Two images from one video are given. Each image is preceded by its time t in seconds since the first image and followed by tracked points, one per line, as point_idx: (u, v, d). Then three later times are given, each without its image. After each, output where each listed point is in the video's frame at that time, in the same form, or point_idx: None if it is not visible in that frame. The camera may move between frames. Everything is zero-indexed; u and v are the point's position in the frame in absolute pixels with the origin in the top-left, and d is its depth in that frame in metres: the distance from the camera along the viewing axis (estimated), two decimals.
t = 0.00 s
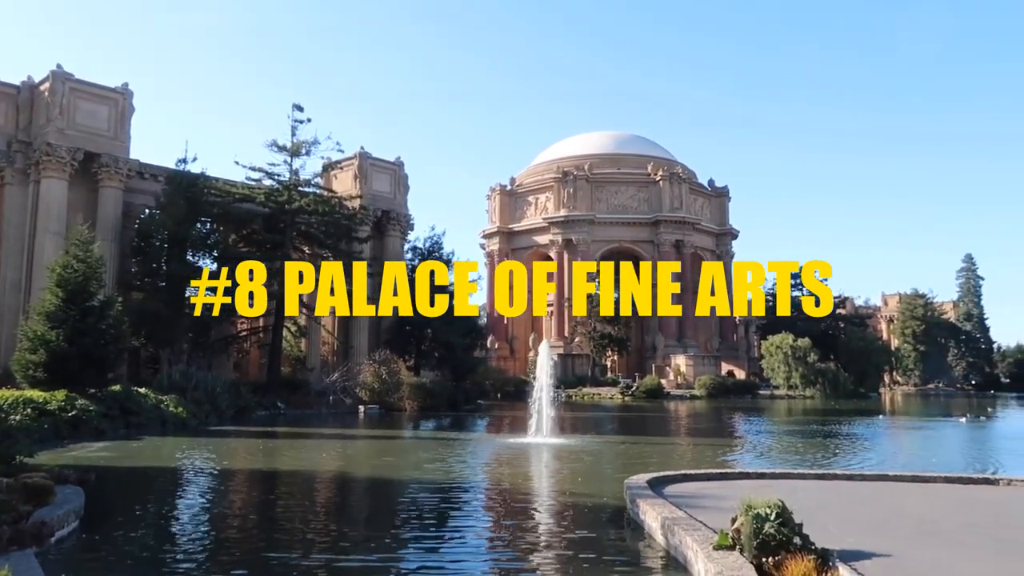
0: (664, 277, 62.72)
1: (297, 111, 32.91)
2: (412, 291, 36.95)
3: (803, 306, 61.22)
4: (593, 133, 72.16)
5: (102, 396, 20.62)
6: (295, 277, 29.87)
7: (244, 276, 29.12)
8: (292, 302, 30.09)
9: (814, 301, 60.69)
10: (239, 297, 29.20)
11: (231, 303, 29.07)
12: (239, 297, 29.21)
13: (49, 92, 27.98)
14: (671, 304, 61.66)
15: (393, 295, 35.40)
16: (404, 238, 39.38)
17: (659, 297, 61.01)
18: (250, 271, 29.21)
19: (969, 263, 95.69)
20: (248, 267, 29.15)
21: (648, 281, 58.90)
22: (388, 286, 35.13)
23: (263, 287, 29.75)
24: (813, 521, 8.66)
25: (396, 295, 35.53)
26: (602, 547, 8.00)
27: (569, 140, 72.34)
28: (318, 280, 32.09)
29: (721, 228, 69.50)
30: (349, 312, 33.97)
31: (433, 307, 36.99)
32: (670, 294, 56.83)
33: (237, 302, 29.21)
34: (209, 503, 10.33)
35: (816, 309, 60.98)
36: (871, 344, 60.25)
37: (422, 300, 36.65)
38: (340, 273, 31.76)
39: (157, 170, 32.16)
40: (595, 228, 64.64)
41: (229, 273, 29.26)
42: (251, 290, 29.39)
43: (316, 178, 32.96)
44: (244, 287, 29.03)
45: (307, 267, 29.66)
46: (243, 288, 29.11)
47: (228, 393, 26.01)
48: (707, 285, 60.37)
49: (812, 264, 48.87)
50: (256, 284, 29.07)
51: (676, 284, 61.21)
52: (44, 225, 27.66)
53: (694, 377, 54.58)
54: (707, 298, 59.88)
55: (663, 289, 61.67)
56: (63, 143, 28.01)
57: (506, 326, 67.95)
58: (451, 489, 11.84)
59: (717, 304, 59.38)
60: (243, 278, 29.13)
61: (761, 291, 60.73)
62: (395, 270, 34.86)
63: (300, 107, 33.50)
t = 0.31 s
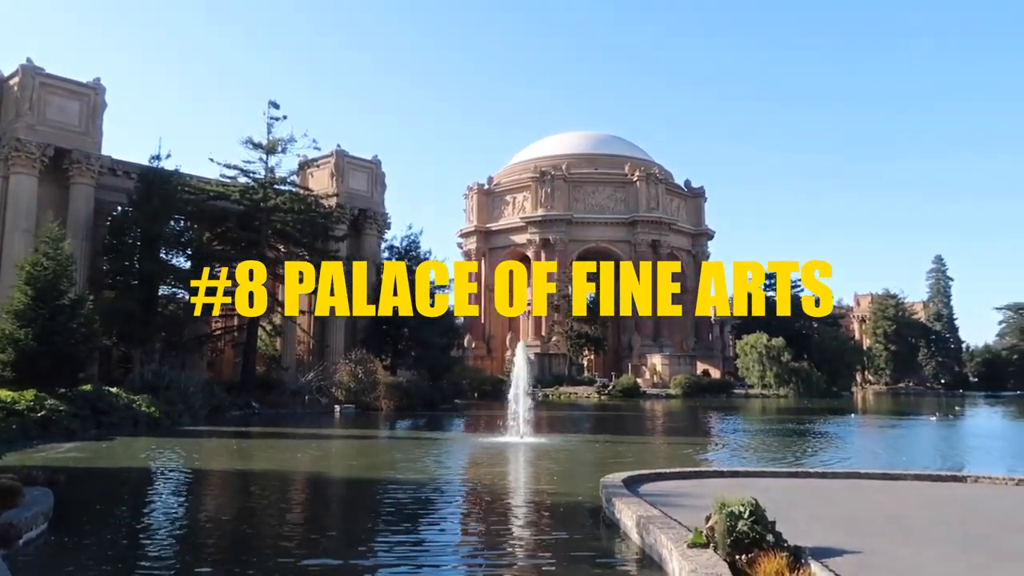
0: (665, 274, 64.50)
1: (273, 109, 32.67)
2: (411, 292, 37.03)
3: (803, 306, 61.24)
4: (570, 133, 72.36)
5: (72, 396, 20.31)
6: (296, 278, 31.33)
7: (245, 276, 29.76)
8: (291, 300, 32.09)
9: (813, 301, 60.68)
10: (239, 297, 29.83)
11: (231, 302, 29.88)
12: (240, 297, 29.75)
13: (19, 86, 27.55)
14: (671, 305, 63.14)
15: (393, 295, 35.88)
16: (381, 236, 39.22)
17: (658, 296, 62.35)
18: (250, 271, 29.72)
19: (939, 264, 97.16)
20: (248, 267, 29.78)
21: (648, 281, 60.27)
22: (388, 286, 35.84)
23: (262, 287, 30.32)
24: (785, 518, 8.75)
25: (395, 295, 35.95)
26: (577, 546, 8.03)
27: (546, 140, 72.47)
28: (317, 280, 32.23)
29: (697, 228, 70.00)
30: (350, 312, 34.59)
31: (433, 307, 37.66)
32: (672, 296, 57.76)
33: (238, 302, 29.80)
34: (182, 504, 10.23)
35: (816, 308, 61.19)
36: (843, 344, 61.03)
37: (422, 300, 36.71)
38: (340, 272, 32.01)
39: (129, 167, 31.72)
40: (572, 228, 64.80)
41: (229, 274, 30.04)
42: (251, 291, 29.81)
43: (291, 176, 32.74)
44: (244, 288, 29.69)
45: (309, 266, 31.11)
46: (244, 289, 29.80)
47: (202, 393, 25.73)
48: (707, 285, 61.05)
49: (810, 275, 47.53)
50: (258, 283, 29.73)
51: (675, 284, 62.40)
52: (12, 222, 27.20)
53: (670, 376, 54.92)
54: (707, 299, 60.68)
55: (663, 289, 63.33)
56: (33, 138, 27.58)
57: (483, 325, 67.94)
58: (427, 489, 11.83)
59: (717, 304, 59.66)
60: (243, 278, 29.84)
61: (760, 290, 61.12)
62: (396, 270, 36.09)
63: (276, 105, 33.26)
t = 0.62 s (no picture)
0: (663, 275, 65.07)
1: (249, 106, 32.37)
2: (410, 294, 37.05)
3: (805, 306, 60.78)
4: (549, 133, 72.47)
5: (44, 396, 19.99)
6: (296, 278, 31.51)
7: (244, 276, 29.78)
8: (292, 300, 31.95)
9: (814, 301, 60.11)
10: (238, 297, 29.84)
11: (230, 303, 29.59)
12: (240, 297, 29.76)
13: None
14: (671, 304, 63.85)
15: (393, 295, 35.79)
16: (359, 235, 39.04)
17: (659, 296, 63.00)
18: (250, 271, 29.91)
19: (911, 265, 98.41)
20: (247, 267, 29.90)
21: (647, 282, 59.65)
22: (388, 286, 35.51)
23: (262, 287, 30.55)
24: (761, 516, 8.82)
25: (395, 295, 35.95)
26: (555, 545, 8.05)
27: (525, 139, 72.51)
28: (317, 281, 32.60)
29: (675, 228, 70.42)
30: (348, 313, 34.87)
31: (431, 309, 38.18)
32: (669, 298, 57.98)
33: (237, 301, 29.75)
34: (157, 504, 10.17)
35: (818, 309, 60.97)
36: (818, 344, 61.65)
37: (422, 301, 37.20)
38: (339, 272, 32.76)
39: (103, 164, 31.21)
40: (551, 228, 64.91)
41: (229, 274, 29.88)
42: (251, 290, 29.98)
43: (268, 174, 32.49)
44: (245, 288, 29.68)
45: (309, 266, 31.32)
46: (244, 288, 29.78)
47: (176, 393, 25.46)
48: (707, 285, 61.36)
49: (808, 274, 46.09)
50: (258, 283, 29.91)
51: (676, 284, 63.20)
52: None
53: (648, 376, 55.19)
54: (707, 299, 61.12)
55: (664, 289, 64.25)
56: (5, 134, 27.13)
57: (461, 325, 67.90)
58: (405, 488, 11.83)
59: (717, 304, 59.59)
60: (242, 278, 29.81)
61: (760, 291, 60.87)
62: (395, 270, 35.53)
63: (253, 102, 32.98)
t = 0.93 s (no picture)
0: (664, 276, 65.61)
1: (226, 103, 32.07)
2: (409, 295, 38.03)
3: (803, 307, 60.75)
4: (527, 132, 72.53)
5: (14, 396, 19.66)
6: (295, 277, 32.52)
7: (244, 276, 30.89)
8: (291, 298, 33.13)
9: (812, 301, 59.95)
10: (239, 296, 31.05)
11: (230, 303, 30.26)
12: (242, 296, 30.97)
13: None
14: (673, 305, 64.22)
15: (394, 295, 36.78)
16: (336, 234, 38.83)
17: (659, 296, 63.46)
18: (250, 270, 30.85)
19: (884, 266, 99.62)
20: (247, 268, 30.93)
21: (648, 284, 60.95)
22: (388, 286, 36.41)
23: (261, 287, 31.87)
24: (736, 514, 8.91)
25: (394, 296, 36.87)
26: (532, 544, 8.05)
27: (504, 139, 72.49)
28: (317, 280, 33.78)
29: (653, 229, 70.84)
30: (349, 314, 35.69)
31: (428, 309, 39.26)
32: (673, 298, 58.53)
33: (237, 301, 31.76)
34: (131, 505, 10.08)
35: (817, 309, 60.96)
36: (793, 343, 62.28)
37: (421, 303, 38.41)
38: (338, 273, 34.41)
39: (75, 160, 30.54)
40: (530, 227, 65.00)
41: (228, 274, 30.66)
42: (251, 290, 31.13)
43: (245, 171, 32.22)
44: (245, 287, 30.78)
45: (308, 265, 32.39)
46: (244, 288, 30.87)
47: (151, 392, 25.18)
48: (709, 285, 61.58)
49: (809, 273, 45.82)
50: (257, 284, 31.13)
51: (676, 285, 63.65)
52: None
53: (625, 375, 55.49)
54: (707, 299, 61.39)
55: (664, 289, 64.82)
56: None
57: (439, 324, 67.83)
58: (383, 488, 11.83)
59: (719, 303, 59.62)
60: (242, 278, 30.87)
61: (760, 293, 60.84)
62: (395, 269, 36.37)
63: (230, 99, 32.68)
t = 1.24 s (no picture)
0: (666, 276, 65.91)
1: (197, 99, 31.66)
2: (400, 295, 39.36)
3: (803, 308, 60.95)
4: (502, 132, 72.53)
5: None
6: (295, 278, 35.04)
7: (244, 276, 31.68)
8: (292, 299, 35.17)
9: (811, 301, 60.28)
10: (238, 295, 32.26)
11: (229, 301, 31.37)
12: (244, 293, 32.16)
13: None
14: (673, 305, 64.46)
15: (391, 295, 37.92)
16: (309, 232, 38.56)
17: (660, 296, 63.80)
18: (250, 270, 31.65)
19: (853, 266, 101.05)
20: (247, 267, 31.61)
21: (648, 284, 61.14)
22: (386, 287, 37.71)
23: (260, 285, 32.84)
24: (708, 512, 8.98)
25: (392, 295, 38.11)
26: (504, 544, 8.06)
27: (478, 138, 72.42)
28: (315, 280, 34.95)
29: (626, 228, 71.21)
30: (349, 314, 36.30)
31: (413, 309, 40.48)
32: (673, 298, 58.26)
33: (238, 301, 33.12)
34: (98, 506, 9.95)
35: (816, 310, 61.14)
36: (764, 343, 62.95)
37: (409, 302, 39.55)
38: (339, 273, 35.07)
39: (41, 156, 30.40)
40: (504, 226, 65.01)
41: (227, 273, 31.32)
42: (251, 289, 32.32)
43: (216, 169, 31.84)
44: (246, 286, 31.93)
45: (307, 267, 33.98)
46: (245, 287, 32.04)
47: (118, 392, 24.80)
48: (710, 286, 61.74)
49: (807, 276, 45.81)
50: (257, 283, 31.98)
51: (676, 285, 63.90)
52: None
53: (599, 374, 55.74)
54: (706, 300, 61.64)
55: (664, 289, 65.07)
56: None
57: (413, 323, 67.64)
58: (355, 488, 11.79)
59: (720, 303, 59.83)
60: (242, 277, 31.67)
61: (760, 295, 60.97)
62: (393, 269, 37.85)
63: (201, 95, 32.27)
